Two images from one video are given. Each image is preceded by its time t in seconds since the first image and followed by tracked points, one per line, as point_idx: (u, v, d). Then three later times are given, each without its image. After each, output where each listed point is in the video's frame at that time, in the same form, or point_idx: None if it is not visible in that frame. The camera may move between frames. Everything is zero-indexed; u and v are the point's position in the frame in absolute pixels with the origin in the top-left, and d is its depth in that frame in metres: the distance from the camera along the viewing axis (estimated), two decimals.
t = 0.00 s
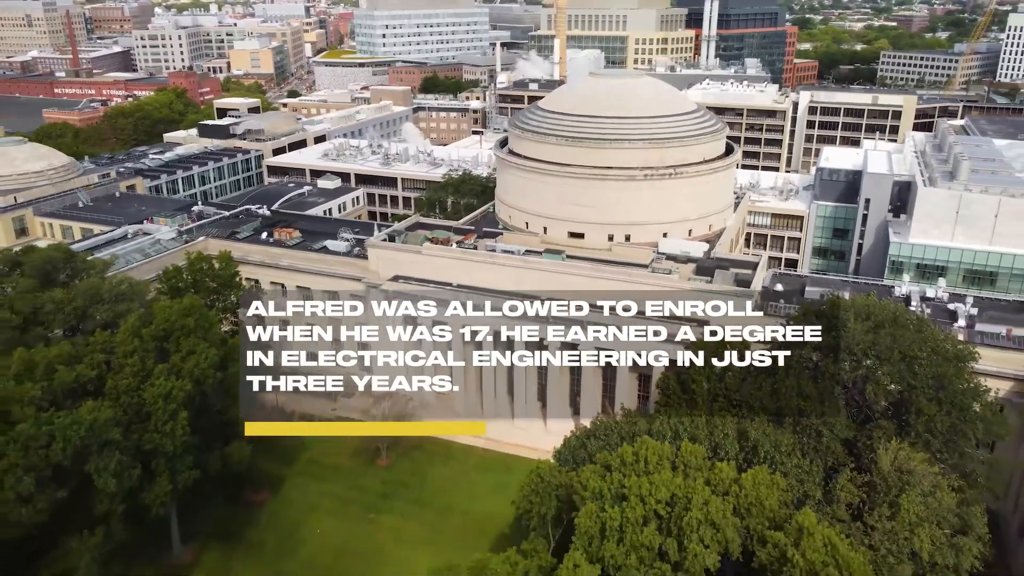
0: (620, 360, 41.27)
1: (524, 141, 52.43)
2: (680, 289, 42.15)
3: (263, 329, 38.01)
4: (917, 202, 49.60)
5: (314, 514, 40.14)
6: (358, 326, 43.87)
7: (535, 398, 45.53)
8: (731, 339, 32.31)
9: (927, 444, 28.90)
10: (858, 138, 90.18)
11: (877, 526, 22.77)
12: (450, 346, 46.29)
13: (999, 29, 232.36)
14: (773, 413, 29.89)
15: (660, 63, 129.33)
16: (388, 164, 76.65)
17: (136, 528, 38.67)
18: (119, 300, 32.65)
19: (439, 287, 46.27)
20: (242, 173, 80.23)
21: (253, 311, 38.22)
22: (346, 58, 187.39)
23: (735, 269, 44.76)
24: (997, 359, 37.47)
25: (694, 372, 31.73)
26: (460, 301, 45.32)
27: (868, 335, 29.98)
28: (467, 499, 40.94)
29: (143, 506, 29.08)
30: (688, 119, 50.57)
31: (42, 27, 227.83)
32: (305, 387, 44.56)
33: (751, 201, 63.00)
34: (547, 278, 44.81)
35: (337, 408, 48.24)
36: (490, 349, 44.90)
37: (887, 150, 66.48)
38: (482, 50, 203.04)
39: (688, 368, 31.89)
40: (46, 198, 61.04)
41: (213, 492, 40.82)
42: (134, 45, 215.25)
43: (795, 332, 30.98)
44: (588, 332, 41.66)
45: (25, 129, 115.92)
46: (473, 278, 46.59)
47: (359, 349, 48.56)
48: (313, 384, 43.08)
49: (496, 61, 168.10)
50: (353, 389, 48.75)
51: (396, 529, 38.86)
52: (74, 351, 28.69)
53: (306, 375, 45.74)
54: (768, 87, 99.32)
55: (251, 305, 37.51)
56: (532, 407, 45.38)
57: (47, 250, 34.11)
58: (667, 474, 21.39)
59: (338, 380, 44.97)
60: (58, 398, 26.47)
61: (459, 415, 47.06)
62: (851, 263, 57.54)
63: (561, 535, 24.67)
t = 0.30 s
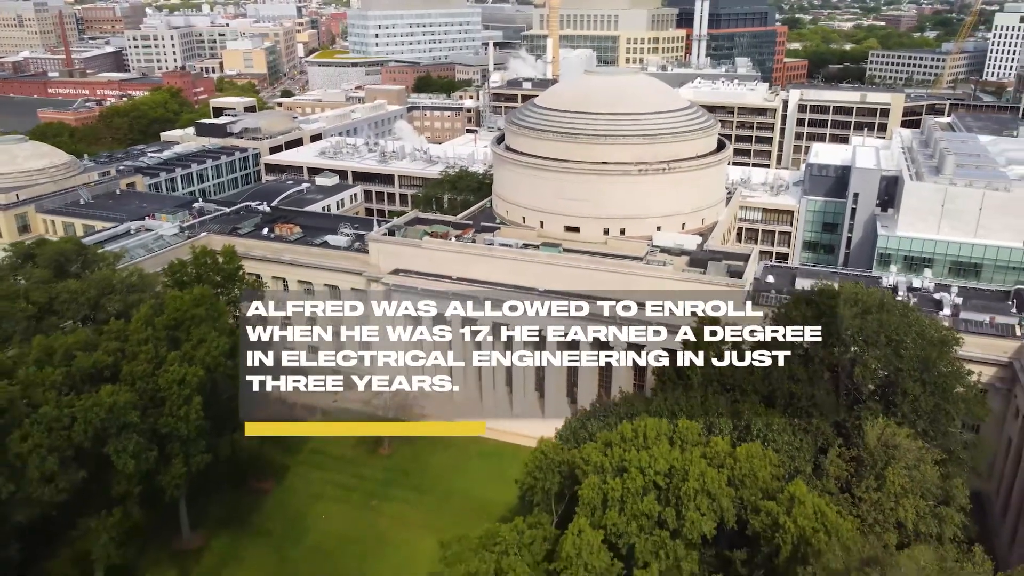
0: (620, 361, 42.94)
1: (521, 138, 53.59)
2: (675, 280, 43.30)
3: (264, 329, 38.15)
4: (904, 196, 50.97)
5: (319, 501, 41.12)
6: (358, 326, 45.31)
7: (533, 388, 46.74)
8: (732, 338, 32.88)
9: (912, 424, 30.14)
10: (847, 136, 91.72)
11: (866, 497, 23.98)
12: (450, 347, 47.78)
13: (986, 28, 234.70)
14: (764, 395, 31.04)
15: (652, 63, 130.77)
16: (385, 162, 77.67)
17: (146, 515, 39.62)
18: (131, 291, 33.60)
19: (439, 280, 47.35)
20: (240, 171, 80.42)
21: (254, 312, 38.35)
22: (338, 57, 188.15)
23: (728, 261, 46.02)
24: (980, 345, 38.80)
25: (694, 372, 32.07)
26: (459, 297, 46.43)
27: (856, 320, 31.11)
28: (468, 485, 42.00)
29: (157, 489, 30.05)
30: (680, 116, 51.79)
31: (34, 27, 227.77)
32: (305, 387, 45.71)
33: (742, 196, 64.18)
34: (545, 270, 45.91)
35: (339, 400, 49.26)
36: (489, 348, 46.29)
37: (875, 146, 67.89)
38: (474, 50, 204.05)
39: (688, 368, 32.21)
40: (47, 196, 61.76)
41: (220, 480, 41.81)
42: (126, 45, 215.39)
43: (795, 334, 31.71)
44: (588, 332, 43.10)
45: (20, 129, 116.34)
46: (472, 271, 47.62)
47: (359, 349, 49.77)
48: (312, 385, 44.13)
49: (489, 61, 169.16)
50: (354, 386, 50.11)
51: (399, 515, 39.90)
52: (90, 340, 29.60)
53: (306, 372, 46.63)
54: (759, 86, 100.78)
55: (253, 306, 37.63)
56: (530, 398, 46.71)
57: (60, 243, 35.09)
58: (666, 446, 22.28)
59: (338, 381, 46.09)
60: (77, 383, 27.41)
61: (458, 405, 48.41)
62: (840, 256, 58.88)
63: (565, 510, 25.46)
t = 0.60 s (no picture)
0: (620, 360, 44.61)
1: (518, 135, 54.71)
2: (670, 271, 44.52)
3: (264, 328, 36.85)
4: (892, 189, 52.24)
5: (324, 488, 42.12)
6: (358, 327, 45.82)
7: (530, 380, 47.83)
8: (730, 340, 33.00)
9: (899, 404, 31.43)
10: (837, 133, 93.27)
11: (855, 470, 25.19)
12: (450, 347, 49.27)
13: (974, 27, 237.07)
14: (758, 377, 32.21)
15: (644, 62, 132.19)
16: (382, 159, 78.68)
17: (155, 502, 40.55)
18: (142, 281, 34.52)
19: (439, 274, 48.51)
20: (237, 170, 80.92)
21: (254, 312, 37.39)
22: (332, 57, 188.83)
23: (721, 254, 47.26)
24: (964, 332, 40.17)
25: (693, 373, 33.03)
26: (459, 290, 47.46)
27: (845, 306, 32.34)
28: (469, 472, 43.09)
29: (169, 472, 31.04)
30: (673, 111, 53.02)
31: (25, 27, 227.73)
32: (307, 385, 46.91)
33: (734, 191, 65.57)
34: (542, 263, 47.06)
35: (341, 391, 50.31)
36: (489, 349, 47.55)
37: (863, 142, 69.37)
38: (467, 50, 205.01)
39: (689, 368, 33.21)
40: (49, 193, 62.41)
41: (226, 468, 42.79)
42: (118, 45, 215.53)
43: (794, 335, 32.27)
44: (588, 332, 44.30)
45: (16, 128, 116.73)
46: (472, 265, 48.79)
47: (359, 350, 50.73)
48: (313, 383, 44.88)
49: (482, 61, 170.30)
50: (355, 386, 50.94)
51: (402, 501, 40.96)
52: (104, 328, 30.53)
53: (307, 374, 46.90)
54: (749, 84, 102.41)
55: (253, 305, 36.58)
56: (528, 388, 47.72)
57: (72, 236, 36.04)
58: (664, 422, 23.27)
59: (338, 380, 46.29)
60: (95, 368, 28.34)
61: (457, 397, 49.23)
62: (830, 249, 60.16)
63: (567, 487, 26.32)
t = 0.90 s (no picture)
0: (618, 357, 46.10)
1: (515, 131, 55.79)
2: (665, 263, 45.71)
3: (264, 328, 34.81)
4: (881, 184, 53.57)
5: (330, 476, 43.14)
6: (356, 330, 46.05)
7: (530, 371, 49.18)
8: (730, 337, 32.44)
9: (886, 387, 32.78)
10: (827, 131, 94.71)
11: (844, 446, 26.54)
12: (450, 348, 50.88)
13: (963, 27, 239.26)
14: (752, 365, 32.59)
15: (637, 61, 133.45)
16: (380, 157, 79.69)
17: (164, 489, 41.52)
18: (152, 272, 35.42)
19: (440, 266, 49.61)
20: (236, 167, 81.64)
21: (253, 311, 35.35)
22: (325, 58, 189.34)
23: (715, 246, 48.52)
24: (951, 319, 41.49)
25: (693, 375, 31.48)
26: (459, 283, 48.68)
27: (834, 293, 33.57)
28: (471, 459, 44.23)
29: (183, 456, 32.06)
30: (667, 108, 54.23)
31: (17, 27, 227.65)
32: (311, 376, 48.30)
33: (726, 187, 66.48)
34: (541, 256, 48.27)
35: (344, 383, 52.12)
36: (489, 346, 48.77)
37: (853, 139, 70.76)
38: (460, 50, 205.93)
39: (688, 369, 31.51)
40: (51, 190, 63.10)
41: (232, 457, 43.73)
42: (111, 45, 215.54)
43: (795, 334, 32.20)
44: (588, 332, 45.89)
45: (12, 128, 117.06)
46: (471, 258, 49.89)
47: (359, 351, 51.78)
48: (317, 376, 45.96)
49: (475, 60, 171.30)
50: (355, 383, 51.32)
51: (408, 487, 42.06)
52: (119, 317, 31.46)
53: (307, 377, 46.24)
54: (741, 83, 103.73)
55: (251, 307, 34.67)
56: (527, 379, 48.87)
57: (84, 229, 36.90)
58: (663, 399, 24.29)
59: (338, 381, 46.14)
60: (111, 354, 29.31)
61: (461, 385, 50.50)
62: (821, 243, 61.51)
63: (569, 465, 27.29)
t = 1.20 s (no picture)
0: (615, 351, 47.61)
1: (513, 127, 56.89)
2: (661, 255, 46.93)
3: (263, 328, 34.88)
4: (871, 179, 54.84)
5: (334, 464, 44.16)
6: (357, 326, 47.03)
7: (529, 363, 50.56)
8: (731, 339, 32.58)
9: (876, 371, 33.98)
10: (819, 128, 96.15)
11: (835, 424, 27.66)
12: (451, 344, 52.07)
13: (952, 26, 241.59)
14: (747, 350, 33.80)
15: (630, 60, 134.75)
16: (378, 155, 80.72)
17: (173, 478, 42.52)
18: (162, 264, 36.34)
19: (440, 260, 50.67)
20: (235, 165, 82.56)
21: (253, 313, 35.43)
22: (320, 57, 190.10)
23: (709, 239, 49.73)
24: (937, 309, 42.76)
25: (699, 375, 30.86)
26: (459, 276, 49.79)
27: (825, 281, 34.80)
28: (472, 447, 45.31)
29: (196, 441, 33.10)
30: (662, 105, 55.41)
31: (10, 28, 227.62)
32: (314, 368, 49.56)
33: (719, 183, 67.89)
34: (540, 249, 49.45)
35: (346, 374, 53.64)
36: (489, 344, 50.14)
37: (843, 136, 72.06)
38: (454, 50, 207.01)
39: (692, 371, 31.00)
40: (54, 187, 63.89)
41: (238, 445, 44.69)
42: (105, 45, 215.69)
43: (795, 333, 33.19)
44: (587, 332, 47.38)
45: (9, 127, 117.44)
46: (471, 251, 50.99)
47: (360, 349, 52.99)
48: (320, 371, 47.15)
49: (470, 60, 172.37)
50: (356, 382, 52.16)
51: (411, 474, 43.12)
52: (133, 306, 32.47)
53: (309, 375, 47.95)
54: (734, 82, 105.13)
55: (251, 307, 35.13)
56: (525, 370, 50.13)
57: (95, 222, 37.80)
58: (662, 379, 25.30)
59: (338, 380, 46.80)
60: (128, 341, 30.32)
61: (462, 378, 51.81)
62: (812, 238, 62.75)
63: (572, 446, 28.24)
